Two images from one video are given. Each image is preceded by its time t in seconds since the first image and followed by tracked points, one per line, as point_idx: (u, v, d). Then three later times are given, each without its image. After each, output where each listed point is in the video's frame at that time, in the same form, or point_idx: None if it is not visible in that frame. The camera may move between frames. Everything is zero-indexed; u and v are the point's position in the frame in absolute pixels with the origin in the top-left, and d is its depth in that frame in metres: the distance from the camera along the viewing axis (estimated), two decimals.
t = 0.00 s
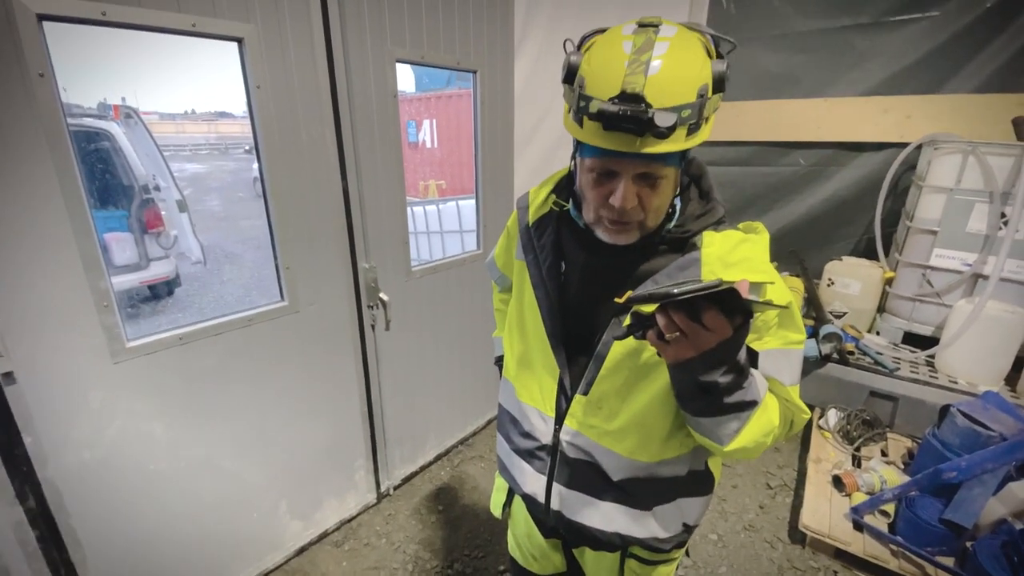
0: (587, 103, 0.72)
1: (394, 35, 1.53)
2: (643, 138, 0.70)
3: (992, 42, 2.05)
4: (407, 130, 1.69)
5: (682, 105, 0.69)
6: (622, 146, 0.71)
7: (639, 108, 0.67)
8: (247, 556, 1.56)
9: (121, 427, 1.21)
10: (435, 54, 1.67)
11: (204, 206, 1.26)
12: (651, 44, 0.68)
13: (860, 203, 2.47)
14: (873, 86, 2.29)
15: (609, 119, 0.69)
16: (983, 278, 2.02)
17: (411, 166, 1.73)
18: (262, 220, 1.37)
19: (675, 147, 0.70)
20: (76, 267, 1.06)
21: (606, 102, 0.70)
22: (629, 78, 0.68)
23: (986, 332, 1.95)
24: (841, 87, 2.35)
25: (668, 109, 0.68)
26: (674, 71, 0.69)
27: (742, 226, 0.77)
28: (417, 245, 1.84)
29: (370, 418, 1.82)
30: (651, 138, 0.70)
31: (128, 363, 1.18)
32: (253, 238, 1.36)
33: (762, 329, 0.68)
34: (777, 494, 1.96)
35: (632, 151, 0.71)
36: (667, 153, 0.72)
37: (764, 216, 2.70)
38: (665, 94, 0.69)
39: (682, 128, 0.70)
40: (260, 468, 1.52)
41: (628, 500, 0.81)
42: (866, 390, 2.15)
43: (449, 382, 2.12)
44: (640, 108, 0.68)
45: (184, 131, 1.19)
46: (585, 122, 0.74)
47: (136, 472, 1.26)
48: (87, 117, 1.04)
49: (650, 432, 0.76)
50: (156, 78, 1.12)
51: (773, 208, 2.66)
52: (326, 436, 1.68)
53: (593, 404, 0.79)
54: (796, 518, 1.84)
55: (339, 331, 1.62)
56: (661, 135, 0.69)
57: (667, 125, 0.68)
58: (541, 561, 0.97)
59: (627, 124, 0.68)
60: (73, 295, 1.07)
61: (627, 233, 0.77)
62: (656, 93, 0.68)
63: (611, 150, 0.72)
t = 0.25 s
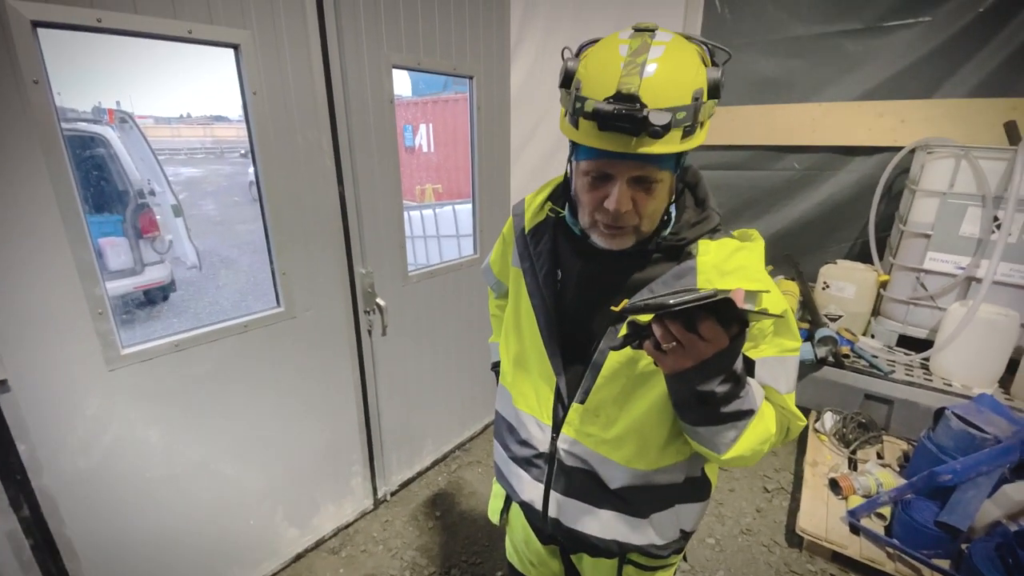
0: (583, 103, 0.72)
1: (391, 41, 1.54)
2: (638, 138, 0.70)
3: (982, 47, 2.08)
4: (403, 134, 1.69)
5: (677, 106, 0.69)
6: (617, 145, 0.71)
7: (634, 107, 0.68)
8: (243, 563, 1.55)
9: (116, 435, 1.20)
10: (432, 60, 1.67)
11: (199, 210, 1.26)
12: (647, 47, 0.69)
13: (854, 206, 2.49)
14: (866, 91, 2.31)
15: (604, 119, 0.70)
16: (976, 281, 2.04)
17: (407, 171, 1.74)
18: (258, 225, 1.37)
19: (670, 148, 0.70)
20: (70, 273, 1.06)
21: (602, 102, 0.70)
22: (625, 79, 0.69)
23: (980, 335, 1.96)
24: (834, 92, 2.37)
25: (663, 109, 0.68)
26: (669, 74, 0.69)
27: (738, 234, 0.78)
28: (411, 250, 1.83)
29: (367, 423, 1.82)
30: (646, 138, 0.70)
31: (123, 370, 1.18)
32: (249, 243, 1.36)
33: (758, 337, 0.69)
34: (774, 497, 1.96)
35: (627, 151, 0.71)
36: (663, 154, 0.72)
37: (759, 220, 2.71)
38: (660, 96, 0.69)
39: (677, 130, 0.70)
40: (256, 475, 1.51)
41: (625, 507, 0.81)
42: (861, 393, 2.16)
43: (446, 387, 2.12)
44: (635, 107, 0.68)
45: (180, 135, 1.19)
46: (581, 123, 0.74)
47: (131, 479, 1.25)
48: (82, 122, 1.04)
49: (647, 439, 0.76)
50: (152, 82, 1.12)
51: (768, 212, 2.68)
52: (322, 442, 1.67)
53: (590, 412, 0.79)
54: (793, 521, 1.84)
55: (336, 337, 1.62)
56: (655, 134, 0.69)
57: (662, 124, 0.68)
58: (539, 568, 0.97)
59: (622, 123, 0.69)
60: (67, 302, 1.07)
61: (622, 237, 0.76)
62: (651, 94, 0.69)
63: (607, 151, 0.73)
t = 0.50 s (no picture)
0: (570, 95, 0.72)
1: (384, 32, 1.52)
2: (625, 131, 0.70)
3: (976, 40, 2.08)
4: (397, 127, 1.67)
5: (665, 99, 0.69)
6: (604, 138, 0.71)
7: (621, 100, 0.67)
8: (238, 558, 1.55)
9: (108, 430, 1.19)
10: (425, 51, 1.65)
11: (190, 203, 1.24)
12: (635, 38, 0.69)
13: (847, 199, 2.50)
14: (859, 84, 2.31)
15: (591, 111, 0.69)
16: (967, 273, 2.06)
17: (401, 163, 1.72)
18: (250, 218, 1.35)
19: (658, 140, 0.70)
20: (59, 268, 1.04)
21: (589, 94, 0.70)
22: (612, 71, 0.68)
23: (970, 327, 1.98)
24: (828, 85, 2.37)
25: (649, 102, 0.68)
26: (658, 65, 0.69)
27: (730, 225, 0.77)
28: (407, 243, 1.83)
29: (361, 417, 1.81)
30: (633, 131, 0.70)
31: (114, 365, 1.16)
32: (241, 236, 1.35)
33: (749, 328, 0.69)
34: (766, 488, 1.98)
35: (614, 145, 0.71)
36: (651, 146, 0.71)
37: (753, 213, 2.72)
38: (648, 87, 0.68)
39: (665, 122, 0.69)
40: (251, 469, 1.51)
41: (619, 498, 0.81)
42: (853, 384, 2.18)
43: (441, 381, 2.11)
44: (621, 100, 0.68)
45: (171, 128, 1.17)
46: (569, 115, 0.74)
47: (124, 475, 1.24)
48: (70, 114, 1.02)
49: (639, 431, 0.76)
50: (141, 74, 1.10)
51: (762, 205, 2.68)
52: (317, 436, 1.67)
53: (582, 404, 0.79)
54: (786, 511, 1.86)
55: (329, 331, 1.61)
56: (642, 127, 0.69)
57: (649, 117, 0.68)
58: (534, 559, 0.98)
59: (609, 116, 0.68)
60: (56, 297, 1.05)
61: (612, 229, 0.76)
62: (639, 86, 0.68)
63: (594, 144, 0.73)
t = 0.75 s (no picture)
0: (560, 86, 0.71)
1: (376, 22, 1.50)
2: (615, 122, 0.69)
3: (970, 32, 2.08)
4: (390, 119, 1.66)
5: (655, 88, 0.68)
6: (594, 129, 0.70)
7: (609, 90, 0.67)
8: (233, 552, 1.54)
9: (99, 426, 1.18)
10: (418, 42, 1.64)
11: (182, 197, 1.22)
12: (624, 27, 0.68)
13: (841, 192, 2.50)
14: (854, 76, 2.31)
15: (579, 101, 0.69)
16: (958, 265, 2.07)
17: (394, 156, 1.71)
18: (242, 212, 1.33)
19: (648, 131, 0.69)
20: (46, 262, 1.02)
21: (577, 84, 0.69)
22: (600, 61, 0.68)
23: (961, 319, 1.99)
24: (823, 77, 2.37)
25: (638, 92, 0.67)
26: (647, 54, 0.68)
27: (723, 215, 0.77)
28: (399, 237, 1.81)
29: (356, 411, 1.81)
30: (623, 122, 0.69)
31: (105, 361, 1.15)
32: (233, 230, 1.33)
33: (742, 318, 0.68)
34: (759, 478, 2.00)
35: (604, 136, 0.70)
36: (641, 137, 0.71)
37: (747, 206, 2.73)
38: (638, 77, 0.68)
39: (655, 112, 0.69)
40: (245, 464, 1.50)
41: (612, 488, 0.81)
42: (845, 375, 2.20)
43: (436, 374, 2.11)
44: (610, 90, 0.67)
45: (162, 121, 1.15)
46: (559, 106, 0.73)
47: (117, 470, 1.23)
48: (58, 107, 1.00)
49: (632, 421, 0.76)
50: (131, 66, 1.08)
51: (756, 198, 2.69)
52: (311, 430, 1.66)
53: (576, 395, 0.79)
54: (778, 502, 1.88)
55: (323, 325, 1.60)
56: (631, 118, 0.68)
57: (638, 107, 0.67)
58: (529, 550, 0.98)
59: (598, 107, 0.68)
60: (44, 292, 1.03)
61: (604, 220, 0.75)
62: (628, 75, 0.67)
63: (584, 135, 0.72)
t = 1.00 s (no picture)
0: (554, 89, 0.71)
1: (373, 21, 1.50)
2: (609, 125, 0.69)
3: (966, 32, 2.09)
4: (387, 119, 1.66)
5: (649, 91, 0.68)
6: (587, 133, 0.70)
7: (603, 93, 0.66)
8: (231, 553, 1.54)
9: (95, 427, 1.17)
10: (415, 42, 1.63)
11: (178, 197, 1.22)
12: (617, 29, 0.68)
13: (838, 191, 2.51)
14: (850, 76, 2.32)
15: (573, 105, 0.69)
16: (954, 264, 2.08)
17: (391, 155, 1.71)
18: (239, 212, 1.33)
19: (642, 134, 0.69)
20: (42, 263, 1.02)
21: (571, 88, 0.69)
22: (594, 63, 0.67)
23: (957, 317, 2.00)
24: (819, 77, 2.38)
25: (632, 95, 0.67)
26: (640, 56, 0.68)
27: (718, 216, 0.77)
28: (397, 237, 1.81)
29: (354, 411, 1.81)
30: (617, 125, 0.69)
31: (101, 362, 1.15)
32: (229, 230, 1.33)
33: (738, 318, 0.69)
34: (757, 477, 2.01)
35: (599, 138, 0.70)
36: (636, 140, 0.71)
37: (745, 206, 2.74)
38: (631, 80, 0.68)
39: (650, 114, 0.69)
40: (243, 465, 1.50)
41: (610, 489, 0.81)
42: (842, 374, 2.20)
43: (434, 374, 2.11)
44: (604, 93, 0.67)
45: (158, 121, 1.15)
46: (553, 109, 0.73)
47: (114, 472, 1.23)
48: (53, 107, 1.00)
49: (629, 421, 0.77)
50: (126, 66, 1.08)
51: (753, 198, 2.70)
52: (309, 431, 1.66)
53: (572, 395, 0.79)
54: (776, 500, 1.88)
55: (320, 325, 1.60)
56: (625, 121, 0.68)
57: (632, 110, 0.67)
58: (526, 550, 0.98)
59: (592, 110, 0.67)
60: (39, 293, 1.03)
61: (600, 222, 0.75)
62: (622, 78, 0.68)
63: (578, 138, 0.72)
